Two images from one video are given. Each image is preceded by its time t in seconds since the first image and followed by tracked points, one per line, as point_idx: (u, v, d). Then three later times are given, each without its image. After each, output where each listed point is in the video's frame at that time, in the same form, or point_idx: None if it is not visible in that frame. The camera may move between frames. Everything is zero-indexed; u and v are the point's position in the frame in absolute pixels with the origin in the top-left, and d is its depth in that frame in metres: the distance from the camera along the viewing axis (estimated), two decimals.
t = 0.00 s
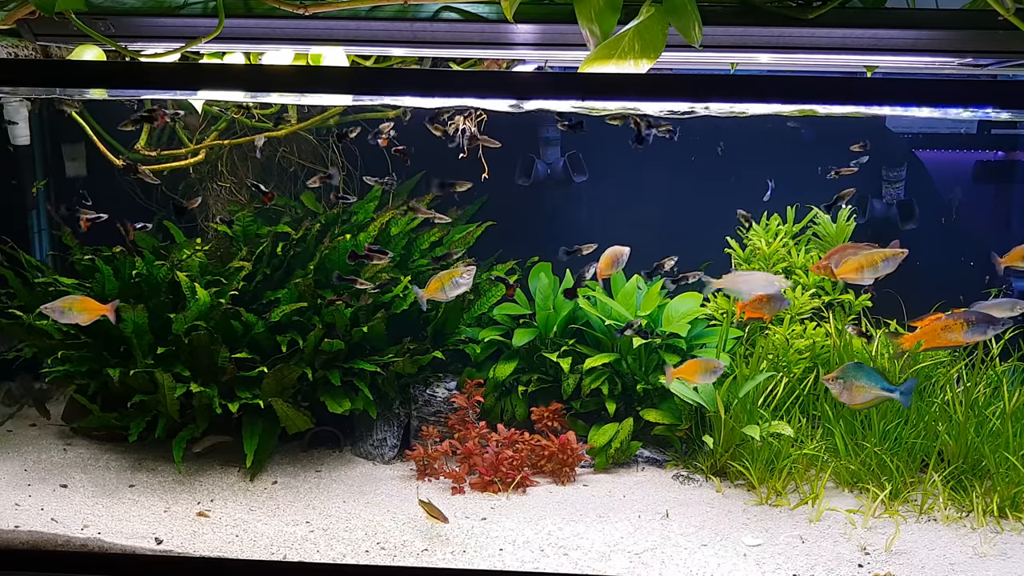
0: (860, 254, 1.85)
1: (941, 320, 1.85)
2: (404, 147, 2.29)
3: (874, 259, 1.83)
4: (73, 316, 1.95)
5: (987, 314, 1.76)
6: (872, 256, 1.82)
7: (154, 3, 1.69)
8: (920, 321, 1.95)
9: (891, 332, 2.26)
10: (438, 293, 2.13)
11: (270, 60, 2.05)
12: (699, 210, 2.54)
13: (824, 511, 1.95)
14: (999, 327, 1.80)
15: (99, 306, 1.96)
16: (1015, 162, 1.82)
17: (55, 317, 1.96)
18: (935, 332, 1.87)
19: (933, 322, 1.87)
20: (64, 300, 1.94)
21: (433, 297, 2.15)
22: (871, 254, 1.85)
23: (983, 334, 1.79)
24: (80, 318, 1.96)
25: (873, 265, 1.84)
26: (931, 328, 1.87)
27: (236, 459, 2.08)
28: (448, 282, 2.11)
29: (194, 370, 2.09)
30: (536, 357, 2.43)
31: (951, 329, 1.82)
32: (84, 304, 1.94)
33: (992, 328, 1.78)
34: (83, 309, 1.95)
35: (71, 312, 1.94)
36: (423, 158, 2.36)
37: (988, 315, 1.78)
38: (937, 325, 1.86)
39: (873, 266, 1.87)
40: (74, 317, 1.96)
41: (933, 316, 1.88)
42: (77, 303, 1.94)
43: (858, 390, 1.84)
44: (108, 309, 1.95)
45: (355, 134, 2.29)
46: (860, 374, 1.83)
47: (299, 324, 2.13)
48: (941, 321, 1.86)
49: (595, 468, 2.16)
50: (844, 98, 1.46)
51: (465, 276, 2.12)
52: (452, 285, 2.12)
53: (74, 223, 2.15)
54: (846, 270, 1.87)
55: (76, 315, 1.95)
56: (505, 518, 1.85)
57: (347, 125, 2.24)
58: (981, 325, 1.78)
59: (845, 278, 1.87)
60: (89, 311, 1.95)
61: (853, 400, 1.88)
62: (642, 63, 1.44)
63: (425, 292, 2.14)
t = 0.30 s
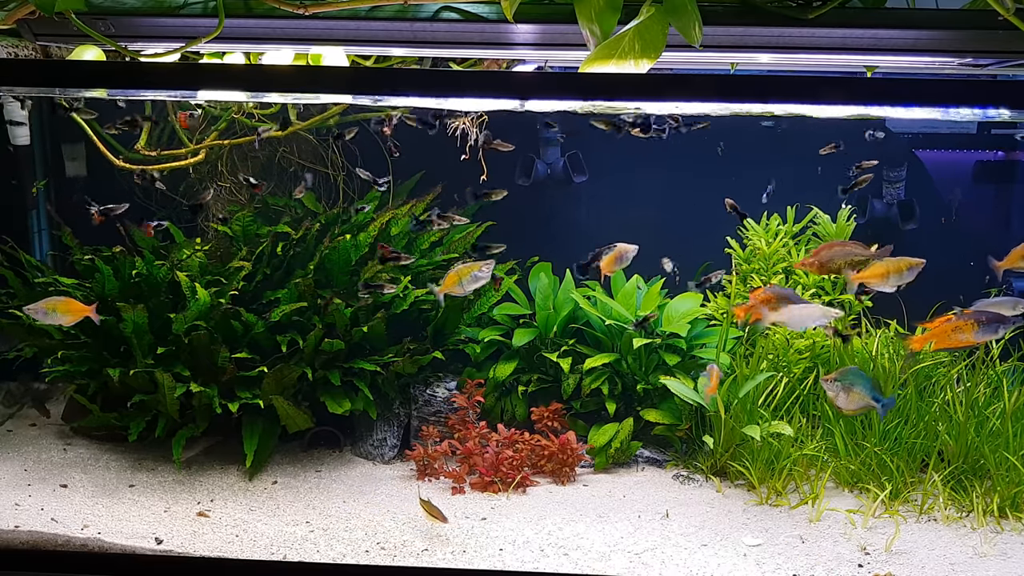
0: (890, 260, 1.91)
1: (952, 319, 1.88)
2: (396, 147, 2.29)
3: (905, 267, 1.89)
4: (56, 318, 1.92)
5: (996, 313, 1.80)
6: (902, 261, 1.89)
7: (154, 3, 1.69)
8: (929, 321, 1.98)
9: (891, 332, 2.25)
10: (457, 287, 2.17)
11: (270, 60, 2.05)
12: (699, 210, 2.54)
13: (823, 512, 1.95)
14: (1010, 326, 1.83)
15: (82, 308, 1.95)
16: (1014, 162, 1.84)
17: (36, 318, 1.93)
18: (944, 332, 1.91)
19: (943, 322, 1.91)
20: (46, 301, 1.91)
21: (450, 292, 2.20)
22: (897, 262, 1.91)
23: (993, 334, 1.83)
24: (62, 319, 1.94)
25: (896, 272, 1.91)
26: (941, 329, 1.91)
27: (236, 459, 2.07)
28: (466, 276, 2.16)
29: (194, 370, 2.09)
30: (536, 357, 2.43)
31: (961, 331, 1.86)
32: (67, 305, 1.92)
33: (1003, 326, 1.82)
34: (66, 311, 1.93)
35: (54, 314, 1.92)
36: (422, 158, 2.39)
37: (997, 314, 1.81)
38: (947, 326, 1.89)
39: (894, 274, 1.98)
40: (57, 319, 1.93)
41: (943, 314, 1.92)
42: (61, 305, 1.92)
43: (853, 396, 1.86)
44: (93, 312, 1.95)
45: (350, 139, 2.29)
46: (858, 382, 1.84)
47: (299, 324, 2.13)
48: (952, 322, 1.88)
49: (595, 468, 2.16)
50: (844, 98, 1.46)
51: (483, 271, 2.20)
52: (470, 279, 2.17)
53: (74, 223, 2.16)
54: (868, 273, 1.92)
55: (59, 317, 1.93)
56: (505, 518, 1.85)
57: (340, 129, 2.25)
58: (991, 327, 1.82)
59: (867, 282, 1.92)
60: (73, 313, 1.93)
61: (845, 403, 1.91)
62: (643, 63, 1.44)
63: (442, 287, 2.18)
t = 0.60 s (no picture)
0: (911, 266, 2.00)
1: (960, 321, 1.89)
2: (399, 151, 2.33)
3: (924, 273, 1.97)
4: (43, 317, 1.90)
5: (1005, 313, 1.79)
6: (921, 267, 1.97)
7: (154, 3, 1.69)
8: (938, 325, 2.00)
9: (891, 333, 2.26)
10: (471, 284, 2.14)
11: (270, 60, 2.05)
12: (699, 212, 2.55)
13: (824, 512, 1.95)
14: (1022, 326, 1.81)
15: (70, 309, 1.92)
16: (1014, 162, 1.81)
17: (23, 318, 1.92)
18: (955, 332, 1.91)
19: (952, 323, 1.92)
20: (33, 301, 1.88)
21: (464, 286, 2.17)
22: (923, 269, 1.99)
23: (1002, 334, 1.83)
24: (51, 319, 1.92)
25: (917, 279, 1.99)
26: (950, 331, 1.92)
27: (236, 459, 2.07)
28: (482, 274, 2.13)
29: (194, 370, 2.09)
30: (536, 357, 2.43)
31: (972, 331, 1.86)
32: (54, 306, 1.89)
33: (1012, 326, 1.81)
34: (54, 311, 1.90)
35: (41, 314, 1.90)
36: (423, 158, 2.38)
37: (1007, 313, 1.81)
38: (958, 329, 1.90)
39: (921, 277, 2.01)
40: (44, 319, 1.91)
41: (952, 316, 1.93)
42: (48, 305, 1.89)
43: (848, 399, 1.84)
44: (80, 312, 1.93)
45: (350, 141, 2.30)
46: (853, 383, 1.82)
47: (299, 324, 2.13)
48: (961, 322, 1.88)
49: (595, 468, 2.16)
50: (845, 98, 1.46)
51: (500, 271, 2.13)
52: (487, 278, 2.14)
53: (74, 223, 2.17)
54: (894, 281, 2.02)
55: (45, 317, 1.90)
56: (505, 518, 1.85)
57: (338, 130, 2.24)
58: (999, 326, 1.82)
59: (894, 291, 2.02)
60: (60, 313, 1.91)
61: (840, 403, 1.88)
62: (643, 63, 1.43)
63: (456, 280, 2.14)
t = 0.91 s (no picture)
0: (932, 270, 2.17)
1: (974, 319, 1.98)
2: (407, 151, 2.29)
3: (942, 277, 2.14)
4: (31, 316, 1.96)
5: (1015, 313, 1.91)
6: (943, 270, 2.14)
7: (154, 3, 1.69)
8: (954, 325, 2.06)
9: (891, 333, 2.26)
10: (486, 288, 2.20)
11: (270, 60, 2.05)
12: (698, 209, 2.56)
13: (824, 512, 1.95)
14: None
15: (58, 307, 1.98)
16: (1015, 162, 1.86)
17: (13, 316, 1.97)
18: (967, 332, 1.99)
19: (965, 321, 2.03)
20: (21, 300, 1.93)
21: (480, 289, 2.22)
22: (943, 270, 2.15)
23: (1013, 333, 1.93)
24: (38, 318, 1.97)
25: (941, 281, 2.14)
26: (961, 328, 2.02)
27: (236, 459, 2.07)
28: (500, 279, 2.17)
29: (194, 370, 2.09)
30: (536, 357, 2.42)
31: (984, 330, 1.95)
32: (42, 304, 1.95)
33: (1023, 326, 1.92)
34: (42, 309, 1.96)
35: (29, 313, 1.95)
36: (420, 159, 2.34)
37: (1017, 313, 1.92)
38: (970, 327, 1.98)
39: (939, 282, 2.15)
40: (32, 317, 1.97)
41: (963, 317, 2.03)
42: (37, 303, 1.95)
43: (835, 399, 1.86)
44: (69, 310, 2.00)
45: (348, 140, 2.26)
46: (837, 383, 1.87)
47: (299, 324, 2.13)
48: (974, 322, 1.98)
49: (595, 468, 2.15)
50: (844, 98, 1.46)
51: (517, 277, 2.17)
52: (502, 283, 2.18)
53: (75, 223, 2.16)
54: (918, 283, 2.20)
55: (33, 315, 1.96)
56: (506, 518, 1.85)
57: (336, 130, 2.21)
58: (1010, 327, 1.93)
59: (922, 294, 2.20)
60: (48, 312, 1.97)
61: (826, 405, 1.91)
62: (643, 63, 1.43)
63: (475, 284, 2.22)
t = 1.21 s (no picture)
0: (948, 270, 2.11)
1: (984, 322, 2.04)
2: (420, 155, 2.34)
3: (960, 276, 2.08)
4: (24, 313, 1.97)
5: None
6: (955, 271, 2.08)
7: (154, 3, 1.68)
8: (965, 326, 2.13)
9: (891, 332, 2.29)
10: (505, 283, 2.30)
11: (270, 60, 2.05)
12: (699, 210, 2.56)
13: (824, 512, 1.95)
14: None
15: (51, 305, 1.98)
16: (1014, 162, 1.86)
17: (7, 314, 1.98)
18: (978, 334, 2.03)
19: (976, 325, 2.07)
20: (15, 298, 1.95)
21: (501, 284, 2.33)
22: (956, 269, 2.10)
23: None
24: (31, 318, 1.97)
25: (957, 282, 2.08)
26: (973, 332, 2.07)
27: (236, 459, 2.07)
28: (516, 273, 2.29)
29: (195, 370, 2.09)
30: (536, 357, 2.42)
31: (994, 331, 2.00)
32: (36, 302, 1.95)
33: None
34: (35, 307, 1.96)
35: (23, 311, 1.97)
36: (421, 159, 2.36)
37: None
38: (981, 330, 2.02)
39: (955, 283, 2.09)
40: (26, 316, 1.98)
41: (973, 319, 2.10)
42: (30, 301, 1.96)
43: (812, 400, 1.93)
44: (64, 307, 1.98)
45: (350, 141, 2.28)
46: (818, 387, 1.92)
47: (299, 324, 2.13)
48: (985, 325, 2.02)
49: (595, 468, 2.15)
50: (845, 98, 1.45)
51: (533, 268, 2.31)
52: (520, 275, 2.29)
53: (75, 223, 2.16)
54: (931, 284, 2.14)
55: (27, 313, 1.97)
56: (506, 518, 1.85)
57: (336, 130, 2.21)
58: None
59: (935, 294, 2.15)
60: (42, 308, 1.97)
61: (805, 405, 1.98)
62: (643, 63, 1.44)
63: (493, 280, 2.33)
